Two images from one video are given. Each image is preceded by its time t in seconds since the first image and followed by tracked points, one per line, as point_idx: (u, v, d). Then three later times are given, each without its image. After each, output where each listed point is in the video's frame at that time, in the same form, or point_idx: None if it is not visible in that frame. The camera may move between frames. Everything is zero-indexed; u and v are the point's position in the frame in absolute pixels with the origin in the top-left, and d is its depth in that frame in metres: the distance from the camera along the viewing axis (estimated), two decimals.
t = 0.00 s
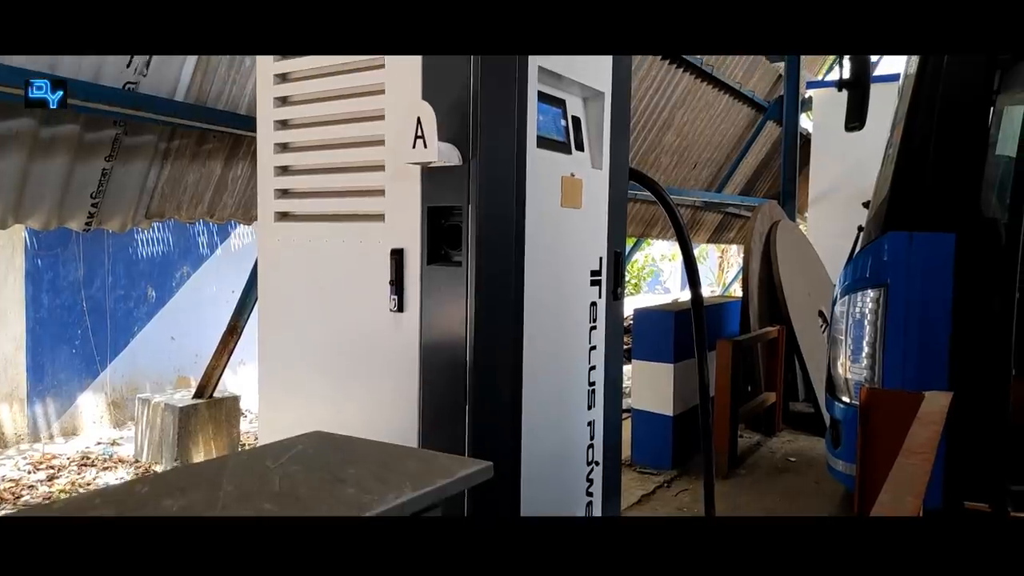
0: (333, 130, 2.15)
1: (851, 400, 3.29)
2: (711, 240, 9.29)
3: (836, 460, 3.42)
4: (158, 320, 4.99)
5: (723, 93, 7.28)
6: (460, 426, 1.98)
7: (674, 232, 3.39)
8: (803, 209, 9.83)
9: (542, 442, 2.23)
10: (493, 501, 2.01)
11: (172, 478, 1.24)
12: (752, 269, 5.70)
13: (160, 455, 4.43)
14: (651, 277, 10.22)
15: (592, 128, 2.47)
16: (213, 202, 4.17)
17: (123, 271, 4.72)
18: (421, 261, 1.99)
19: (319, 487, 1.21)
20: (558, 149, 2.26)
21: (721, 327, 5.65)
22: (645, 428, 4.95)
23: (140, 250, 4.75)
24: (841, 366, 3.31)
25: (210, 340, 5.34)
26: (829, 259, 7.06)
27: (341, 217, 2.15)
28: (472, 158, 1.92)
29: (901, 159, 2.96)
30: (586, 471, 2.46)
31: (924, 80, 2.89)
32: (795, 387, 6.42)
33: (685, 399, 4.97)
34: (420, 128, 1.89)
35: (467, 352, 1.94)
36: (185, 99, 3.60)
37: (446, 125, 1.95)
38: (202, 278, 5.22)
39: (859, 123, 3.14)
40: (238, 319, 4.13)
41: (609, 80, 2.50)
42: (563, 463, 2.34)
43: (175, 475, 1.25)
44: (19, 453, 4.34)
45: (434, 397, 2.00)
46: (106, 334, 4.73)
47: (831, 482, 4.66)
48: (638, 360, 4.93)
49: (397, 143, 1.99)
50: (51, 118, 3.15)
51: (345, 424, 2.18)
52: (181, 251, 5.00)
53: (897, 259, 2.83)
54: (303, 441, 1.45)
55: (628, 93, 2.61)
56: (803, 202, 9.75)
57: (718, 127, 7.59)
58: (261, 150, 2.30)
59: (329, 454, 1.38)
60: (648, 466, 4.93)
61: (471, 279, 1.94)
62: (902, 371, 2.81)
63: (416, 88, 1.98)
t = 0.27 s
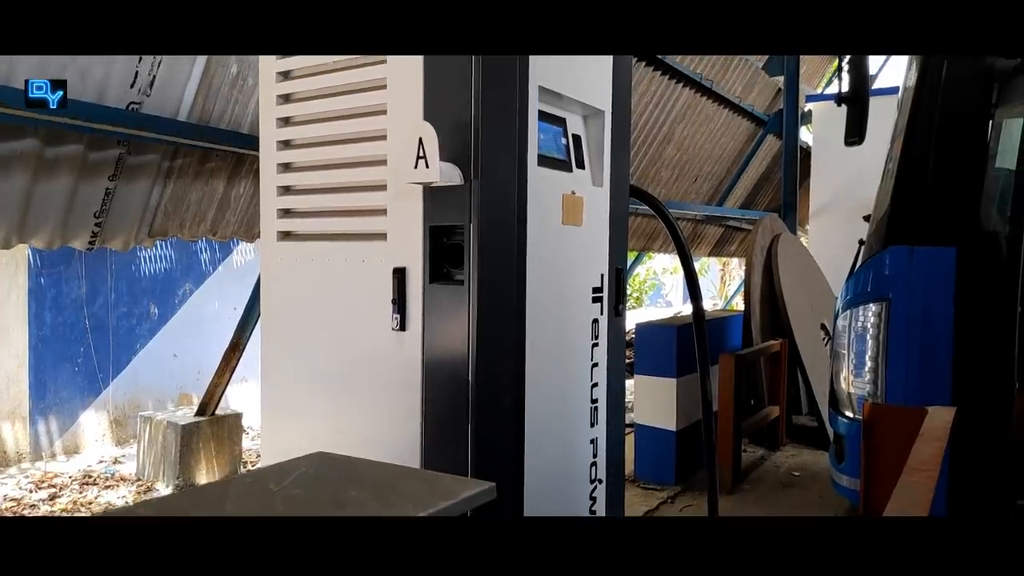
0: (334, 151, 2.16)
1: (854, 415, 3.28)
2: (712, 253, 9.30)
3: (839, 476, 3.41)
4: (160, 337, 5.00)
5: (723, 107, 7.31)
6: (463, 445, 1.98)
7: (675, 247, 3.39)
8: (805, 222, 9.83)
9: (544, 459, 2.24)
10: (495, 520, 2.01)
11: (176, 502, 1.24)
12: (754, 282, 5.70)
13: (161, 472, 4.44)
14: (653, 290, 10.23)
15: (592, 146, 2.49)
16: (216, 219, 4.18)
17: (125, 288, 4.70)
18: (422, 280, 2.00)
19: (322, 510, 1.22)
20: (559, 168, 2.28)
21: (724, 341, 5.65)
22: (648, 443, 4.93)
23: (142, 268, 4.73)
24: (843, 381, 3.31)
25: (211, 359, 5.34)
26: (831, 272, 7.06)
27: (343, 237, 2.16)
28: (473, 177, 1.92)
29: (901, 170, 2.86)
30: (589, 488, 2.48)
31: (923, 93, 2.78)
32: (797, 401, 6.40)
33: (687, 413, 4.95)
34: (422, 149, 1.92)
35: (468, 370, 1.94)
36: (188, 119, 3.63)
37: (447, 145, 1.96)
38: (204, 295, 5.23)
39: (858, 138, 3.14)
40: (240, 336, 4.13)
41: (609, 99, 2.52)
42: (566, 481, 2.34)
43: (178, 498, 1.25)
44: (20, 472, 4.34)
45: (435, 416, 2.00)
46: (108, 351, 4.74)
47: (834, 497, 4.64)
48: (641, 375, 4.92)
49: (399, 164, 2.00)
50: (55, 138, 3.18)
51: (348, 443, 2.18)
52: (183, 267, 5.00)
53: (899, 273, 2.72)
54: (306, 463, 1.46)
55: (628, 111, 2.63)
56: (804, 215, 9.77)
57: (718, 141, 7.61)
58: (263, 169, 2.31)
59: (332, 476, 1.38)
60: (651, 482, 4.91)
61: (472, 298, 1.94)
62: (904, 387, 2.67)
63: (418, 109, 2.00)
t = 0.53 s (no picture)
0: (336, 172, 2.18)
1: (857, 432, 3.25)
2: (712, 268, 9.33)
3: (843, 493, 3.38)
4: (161, 356, 5.00)
5: (721, 123, 7.35)
6: (464, 466, 1.97)
7: (674, 264, 3.40)
8: (804, 237, 9.85)
9: (545, 479, 2.24)
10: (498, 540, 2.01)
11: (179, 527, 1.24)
12: (754, 297, 5.69)
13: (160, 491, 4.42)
14: (654, 306, 10.25)
15: (591, 167, 2.51)
16: (217, 239, 4.20)
17: (127, 307, 4.71)
18: (423, 301, 2.01)
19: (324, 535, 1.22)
20: (558, 188, 2.30)
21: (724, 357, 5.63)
22: (650, 461, 4.92)
23: (143, 287, 4.74)
24: (845, 398, 3.30)
25: (213, 379, 5.36)
26: (831, 287, 7.07)
27: (344, 258, 2.17)
28: (473, 200, 1.94)
29: (897, 185, 2.80)
30: (591, 508, 2.47)
31: (919, 110, 2.76)
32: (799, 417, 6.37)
33: (689, 430, 4.94)
34: (423, 171, 1.94)
35: (469, 391, 1.94)
36: (189, 140, 3.66)
37: (448, 167, 1.98)
38: (205, 313, 5.23)
39: (855, 155, 3.17)
40: (242, 355, 4.15)
41: (608, 120, 2.54)
42: (568, 501, 2.35)
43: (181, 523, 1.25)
44: (20, 492, 4.33)
45: (437, 437, 2.01)
46: (110, 370, 4.75)
47: (838, 514, 4.62)
48: (642, 392, 4.92)
49: (400, 186, 2.02)
50: (57, 160, 3.20)
51: (349, 463, 2.18)
52: (184, 286, 5.02)
53: (898, 291, 2.65)
54: (308, 487, 1.46)
55: (627, 131, 2.65)
56: (803, 231, 9.81)
57: (717, 158, 7.65)
58: (265, 191, 2.33)
59: (333, 500, 1.38)
60: (654, 499, 4.88)
61: (473, 319, 1.95)
62: (907, 406, 2.59)
63: (419, 133, 2.02)
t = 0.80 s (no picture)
0: (335, 189, 2.20)
1: (855, 448, 3.23)
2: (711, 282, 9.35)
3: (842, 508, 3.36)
4: (159, 370, 4.96)
5: (719, 138, 7.39)
6: (462, 483, 2.00)
7: (673, 279, 3.41)
8: (801, 251, 9.88)
9: (543, 496, 2.24)
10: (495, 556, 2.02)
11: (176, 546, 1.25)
12: (752, 311, 5.69)
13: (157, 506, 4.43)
14: (653, 319, 10.26)
15: (590, 184, 2.52)
16: (217, 254, 4.21)
17: (125, 322, 4.68)
18: (422, 318, 2.02)
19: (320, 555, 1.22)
20: (557, 205, 2.31)
21: (722, 371, 5.63)
22: (649, 476, 4.90)
23: (142, 301, 4.72)
24: (844, 413, 3.30)
25: (212, 391, 5.29)
26: (829, 302, 7.09)
27: (343, 275, 2.18)
28: (472, 217, 1.95)
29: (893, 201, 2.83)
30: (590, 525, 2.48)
31: (914, 125, 2.78)
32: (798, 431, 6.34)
33: (688, 445, 4.94)
34: (423, 189, 1.95)
35: (469, 408, 1.96)
36: (189, 155, 3.68)
37: (447, 185, 1.99)
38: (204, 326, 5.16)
39: (852, 171, 3.18)
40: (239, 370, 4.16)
41: (607, 137, 2.56)
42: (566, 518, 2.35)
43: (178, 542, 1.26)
44: (15, 506, 4.28)
45: (435, 453, 2.02)
46: (108, 383, 4.73)
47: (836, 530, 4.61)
48: (640, 407, 4.92)
49: (399, 204, 2.03)
50: (58, 176, 3.22)
51: (347, 479, 2.19)
52: (183, 300, 4.99)
53: (895, 307, 2.67)
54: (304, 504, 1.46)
55: (625, 149, 2.67)
56: (801, 245, 9.84)
57: (714, 172, 7.69)
58: (265, 207, 2.35)
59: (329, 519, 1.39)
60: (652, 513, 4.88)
61: (472, 336, 1.96)
62: (905, 421, 2.60)
63: (418, 152, 2.03)
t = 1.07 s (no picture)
0: (335, 208, 2.21)
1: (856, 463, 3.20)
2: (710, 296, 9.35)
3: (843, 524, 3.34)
4: (158, 387, 4.89)
5: (717, 153, 7.42)
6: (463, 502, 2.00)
7: (672, 294, 3.41)
8: (801, 264, 9.89)
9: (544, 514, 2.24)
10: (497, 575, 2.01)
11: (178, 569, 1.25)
12: (752, 325, 5.68)
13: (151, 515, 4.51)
14: (653, 333, 10.26)
15: (589, 201, 2.53)
16: (217, 272, 4.21)
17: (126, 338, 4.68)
18: (422, 336, 2.02)
19: None
20: (556, 223, 2.32)
21: (722, 386, 5.62)
22: (651, 492, 4.89)
23: (142, 318, 4.72)
24: (844, 428, 3.30)
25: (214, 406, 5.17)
26: (829, 315, 7.09)
27: (343, 294, 2.18)
28: (472, 236, 1.96)
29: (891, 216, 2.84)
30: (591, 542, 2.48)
31: (912, 142, 2.79)
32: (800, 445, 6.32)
33: (689, 460, 4.92)
34: (423, 209, 1.95)
35: (469, 426, 1.96)
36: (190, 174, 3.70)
37: (447, 205, 2.00)
38: (205, 342, 5.08)
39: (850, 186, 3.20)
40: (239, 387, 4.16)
41: (605, 155, 2.58)
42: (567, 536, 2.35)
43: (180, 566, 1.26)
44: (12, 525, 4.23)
45: (436, 472, 2.03)
46: (107, 400, 4.66)
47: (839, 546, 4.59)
48: (641, 422, 4.91)
49: (399, 223, 2.04)
50: (59, 196, 3.24)
51: (348, 498, 2.18)
52: (183, 316, 4.98)
53: (896, 321, 2.65)
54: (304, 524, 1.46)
55: (624, 167, 2.68)
56: (800, 258, 9.86)
57: (713, 187, 7.71)
58: (265, 226, 2.36)
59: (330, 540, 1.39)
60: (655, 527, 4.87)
61: (472, 355, 1.97)
62: (906, 436, 2.59)
63: (418, 171, 2.05)
